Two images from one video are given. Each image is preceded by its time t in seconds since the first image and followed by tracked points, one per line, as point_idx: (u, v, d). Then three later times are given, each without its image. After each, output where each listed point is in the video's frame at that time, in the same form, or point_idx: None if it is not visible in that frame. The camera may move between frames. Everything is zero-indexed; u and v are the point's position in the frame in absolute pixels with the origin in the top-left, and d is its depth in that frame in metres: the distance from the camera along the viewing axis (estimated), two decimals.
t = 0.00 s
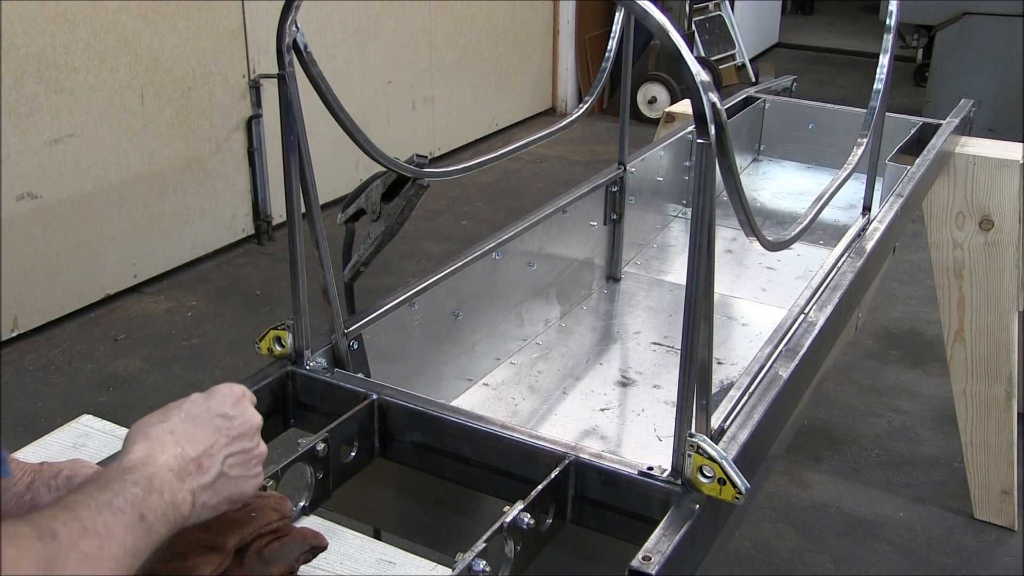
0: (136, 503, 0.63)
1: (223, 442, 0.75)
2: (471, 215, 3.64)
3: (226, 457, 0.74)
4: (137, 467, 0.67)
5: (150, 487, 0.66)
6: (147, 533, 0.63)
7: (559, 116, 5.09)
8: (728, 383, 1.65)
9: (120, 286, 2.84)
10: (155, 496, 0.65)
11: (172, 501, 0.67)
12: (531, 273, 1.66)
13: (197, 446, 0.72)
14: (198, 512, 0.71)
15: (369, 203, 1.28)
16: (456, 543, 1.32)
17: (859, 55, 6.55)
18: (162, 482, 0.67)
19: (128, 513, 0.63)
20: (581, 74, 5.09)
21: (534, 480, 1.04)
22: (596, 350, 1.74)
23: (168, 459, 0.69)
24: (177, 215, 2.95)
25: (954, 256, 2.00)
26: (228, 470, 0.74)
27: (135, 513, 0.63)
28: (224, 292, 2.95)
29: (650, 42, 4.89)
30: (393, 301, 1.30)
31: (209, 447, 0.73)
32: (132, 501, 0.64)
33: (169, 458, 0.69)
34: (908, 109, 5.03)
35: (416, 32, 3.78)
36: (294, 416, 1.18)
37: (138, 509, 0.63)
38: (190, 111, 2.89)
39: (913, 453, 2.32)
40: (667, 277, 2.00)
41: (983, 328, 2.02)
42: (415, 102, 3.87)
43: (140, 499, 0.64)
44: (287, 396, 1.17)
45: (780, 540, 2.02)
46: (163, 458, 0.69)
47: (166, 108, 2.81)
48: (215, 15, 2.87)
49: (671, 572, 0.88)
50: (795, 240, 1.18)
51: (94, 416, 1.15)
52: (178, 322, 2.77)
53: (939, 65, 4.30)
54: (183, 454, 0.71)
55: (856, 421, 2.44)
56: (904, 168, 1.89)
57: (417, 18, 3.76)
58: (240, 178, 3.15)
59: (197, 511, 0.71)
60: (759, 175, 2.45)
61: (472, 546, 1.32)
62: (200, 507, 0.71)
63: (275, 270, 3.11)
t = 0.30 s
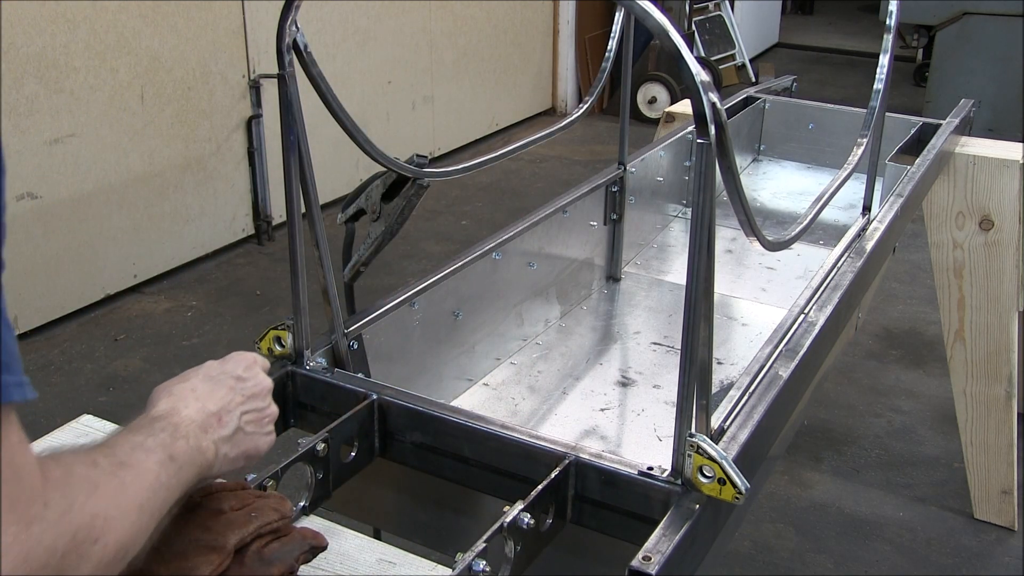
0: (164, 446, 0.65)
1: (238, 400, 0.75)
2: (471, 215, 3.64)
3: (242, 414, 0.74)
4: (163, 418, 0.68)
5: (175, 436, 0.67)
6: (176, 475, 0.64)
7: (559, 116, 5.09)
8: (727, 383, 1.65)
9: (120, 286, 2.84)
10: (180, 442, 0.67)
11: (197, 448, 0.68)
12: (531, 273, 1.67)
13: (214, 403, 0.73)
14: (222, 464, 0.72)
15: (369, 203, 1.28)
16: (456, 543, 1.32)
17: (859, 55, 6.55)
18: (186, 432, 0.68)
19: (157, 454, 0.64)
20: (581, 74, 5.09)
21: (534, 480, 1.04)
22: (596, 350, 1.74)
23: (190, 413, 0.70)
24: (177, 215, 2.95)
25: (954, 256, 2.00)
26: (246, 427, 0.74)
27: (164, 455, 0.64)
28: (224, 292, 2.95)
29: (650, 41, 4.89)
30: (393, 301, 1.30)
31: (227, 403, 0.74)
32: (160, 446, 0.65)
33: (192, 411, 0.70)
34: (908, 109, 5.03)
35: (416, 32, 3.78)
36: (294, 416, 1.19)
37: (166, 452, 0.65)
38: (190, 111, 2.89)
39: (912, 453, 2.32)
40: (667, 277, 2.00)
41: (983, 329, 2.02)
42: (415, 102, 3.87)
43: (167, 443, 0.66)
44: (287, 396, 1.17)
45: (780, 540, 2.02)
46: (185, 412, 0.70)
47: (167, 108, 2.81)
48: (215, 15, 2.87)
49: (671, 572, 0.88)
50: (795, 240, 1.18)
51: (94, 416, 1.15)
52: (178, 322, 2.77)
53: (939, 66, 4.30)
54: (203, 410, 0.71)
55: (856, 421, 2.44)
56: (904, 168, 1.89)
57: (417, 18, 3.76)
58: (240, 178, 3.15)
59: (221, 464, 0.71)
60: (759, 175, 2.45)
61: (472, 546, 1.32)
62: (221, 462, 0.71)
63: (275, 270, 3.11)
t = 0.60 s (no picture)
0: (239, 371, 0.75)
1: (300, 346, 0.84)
2: (471, 215, 3.64)
3: (298, 357, 0.83)
4: (234, 351, 0.78)
5: (246, 364, 0.76)
6: (251, 394, 0.74)
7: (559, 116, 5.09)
8: (727, 383, 1.65)
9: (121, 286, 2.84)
10: (250, 370, 0.76)
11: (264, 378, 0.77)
12: (531, 273, 1.67)
13: (275, 344, 0.81)
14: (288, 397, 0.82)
15: (368, 202, 1.28)
16: (456, 542, 1.32)
17: (859, 55, 6.55)
18: (254, 363, 0.78)
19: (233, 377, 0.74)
20: (581, 74, 5.09)
21: (535, 481, 1.04)
22: (596, 350, 1.74)
23: (257, 351, 0.80)
24: (177, 215, 2.95)
25: (954, 256, 2.00)
26: (304, 371, 0.84)
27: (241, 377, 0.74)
28: (223, 292, 2.95)
29: (650, 41, 4.89)
30: (393, 301, 1.30)
31: (285, 347, 0.82)
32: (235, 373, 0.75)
33: (258, 349, 0.80)
34: (908, 109, 5.03)
35: (416, 31, 3.78)
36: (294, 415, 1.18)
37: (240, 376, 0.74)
38: (190, 111, 2.89)
39: (912, 452, 2.32)
40: (667, 277, 2.00)
41: (983, 329, 2.02)
42: (415, 101, 3.87)
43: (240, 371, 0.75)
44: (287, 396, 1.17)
45: (780, 540, 2.02)
46: (251, 347, 0.79)
47: (167, 108, 2.81)
48: (215, 15, 2.87)
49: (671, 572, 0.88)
50: (795, 240, 1.18)
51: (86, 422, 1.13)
52: (178, 321, 2.77)
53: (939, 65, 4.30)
54: (266, 349, 0.80)
55: (856, 421, 2.44)
56: (904, 168, 1.89)
57: (417, 18, 3.76)
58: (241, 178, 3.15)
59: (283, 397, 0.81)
60: (759, 175, 2.45)
61: (472, 546, 1.32)
62: (283, 396, 0.81)
63: (275, 270, 3.11)
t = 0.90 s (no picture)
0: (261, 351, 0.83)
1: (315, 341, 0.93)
2: (471, 215, 3.65)
3: (311, 351, 0.91)
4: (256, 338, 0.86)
5: (268, 347, 0.85)
6: (273, 368, 0.82)
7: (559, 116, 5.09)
8: (728, 383, 1.65)
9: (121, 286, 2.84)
10: (271, 352, 0.84)
11: (283, 360, 0.85)
12: (531, 273, 1.66)
13: (290, 338, 0.90)
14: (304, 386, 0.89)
15: (368, 203, 1.28)
16: (456, 543, 1.31)
17: (860, 56, 6.55)
18: (273, 350, 0.86)
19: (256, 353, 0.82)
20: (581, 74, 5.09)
21: (535, 480, 1.05)
22: (596, 350, 1.74)
23: (278, 341, 0.88)
24: (177, 215, 2.95)
25: (954, 256, 2.00)
26: (319, 362, 0.92)
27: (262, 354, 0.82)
28: (223, 292, 2.95)
29: (650, 41, 4.89)
30: (393, 301, 1.30)
31: (300, 342, 0.91)
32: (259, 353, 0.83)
33: (276, 338, 0.88)
34: (908, 110, 5.03)
35: (416, 31, 3.78)
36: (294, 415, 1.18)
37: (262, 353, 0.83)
38: (190, 111, 2.89)
39: (912, 452, 2.32)
40: (667, 277, 2.00)
41: (983, 329, 2.02)
42: (415, 102, 3.87)
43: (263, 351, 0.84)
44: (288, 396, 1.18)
45: (780, 541, 2.02)
46: (272, 337, 0.88)
47: (166, 108, 2.81)
48: (215, 15, 2.87)
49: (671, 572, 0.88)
50: (795, 240, 1.18)
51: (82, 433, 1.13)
52: (178, 321, 2.77)
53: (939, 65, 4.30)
54: (284, 341, 0.89)
55: (856, 421, 2.44)
56: (904, 168, 1.89)
57: (417, 17, 3.76)
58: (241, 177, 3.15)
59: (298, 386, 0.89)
60: (759, 175, 2.45)
61: (472, 546, 1.32)
62: (299, 384, 0.88)
63: (275, 270, 3.11)
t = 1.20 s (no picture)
0: (370, 386, 0.76)
1: (450, 374, 0.85)
2: (471, 215, 3.65)
3: (443, 391, 0.83)
4: (377, 369, 0.79)
5: (383, 383, 0.78)
6: (375, 410, 0.75)
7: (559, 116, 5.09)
8: (728, 383, 1.65)
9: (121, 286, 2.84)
10: (386, 389, 0.77)
11: (404, 401, 0.78)
12: (531, 273, 1.66)
13: (422, 372, 0.82)
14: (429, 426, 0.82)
15: (368, 203, 1.28)
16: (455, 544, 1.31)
17: (859, 55, 6.55)
18: (390, 385, 0.78)
19: (363, 392, 0.75)
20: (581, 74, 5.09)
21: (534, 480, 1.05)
22: (595, 350, 1.74)
23: (403, 375, 0.81)
24: (177, 215, 2.95)
25: (954, 256, 2.00)
26: (449, 400, 0.84)
27: (366, 392, 0.75)
28: (223, 292, 2.95)
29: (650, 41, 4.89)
30: (393, 301, 1.30)
31: (431, 378, 0.83)
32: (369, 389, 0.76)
33: (403, 371, 0.80)
34: (908, 110, 5.03)
35: (416, 31, 3.78)
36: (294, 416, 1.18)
37: (370, 391, 0.75)
38: (190, 111, 2.89)
39: (913, 453, 2.32)
40: (667, 277, 2.00)
41: (983, 329, 2.02)
42: (415, 102, 3.87)
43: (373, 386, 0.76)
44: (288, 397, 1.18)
45: (780, 540, 2.02)
46: (394, 370, 0.80)
47: (166, 108, 2.81)
48: (215, 15, 2.87)
49: (671, 572, 0.88)
50: (795, 240, 1.18)
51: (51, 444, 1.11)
52: (178, 321, 2.77)
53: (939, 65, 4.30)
54: (414, 373, 0.81)
55: (857, 421, 2.44)
56: (903, 168, 1.89)
57: (418, 17, 3.76)
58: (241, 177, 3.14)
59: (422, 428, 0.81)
60: (759, 175, 2.45)
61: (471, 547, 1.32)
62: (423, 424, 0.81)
63: (275, 270, 3.11)
